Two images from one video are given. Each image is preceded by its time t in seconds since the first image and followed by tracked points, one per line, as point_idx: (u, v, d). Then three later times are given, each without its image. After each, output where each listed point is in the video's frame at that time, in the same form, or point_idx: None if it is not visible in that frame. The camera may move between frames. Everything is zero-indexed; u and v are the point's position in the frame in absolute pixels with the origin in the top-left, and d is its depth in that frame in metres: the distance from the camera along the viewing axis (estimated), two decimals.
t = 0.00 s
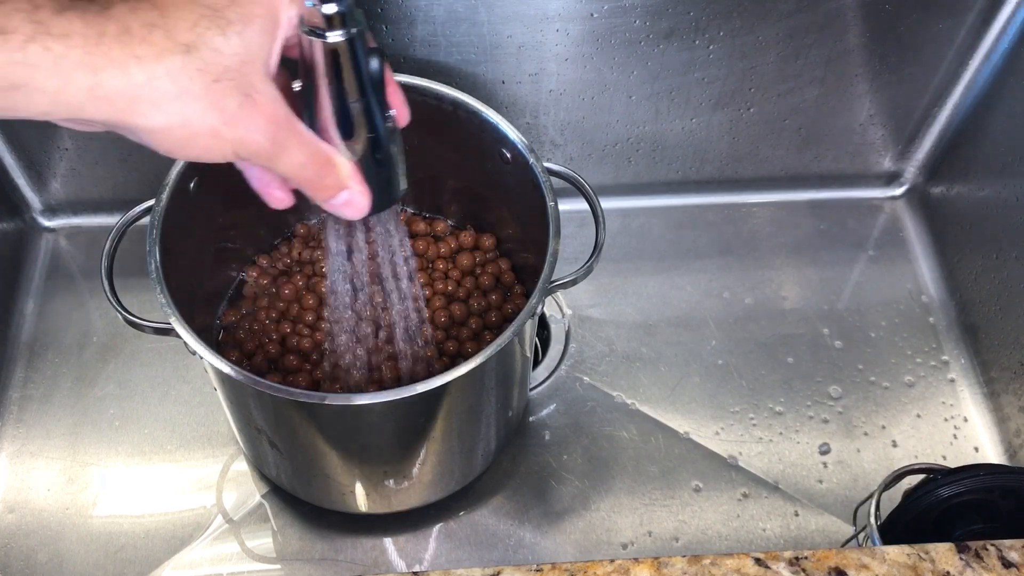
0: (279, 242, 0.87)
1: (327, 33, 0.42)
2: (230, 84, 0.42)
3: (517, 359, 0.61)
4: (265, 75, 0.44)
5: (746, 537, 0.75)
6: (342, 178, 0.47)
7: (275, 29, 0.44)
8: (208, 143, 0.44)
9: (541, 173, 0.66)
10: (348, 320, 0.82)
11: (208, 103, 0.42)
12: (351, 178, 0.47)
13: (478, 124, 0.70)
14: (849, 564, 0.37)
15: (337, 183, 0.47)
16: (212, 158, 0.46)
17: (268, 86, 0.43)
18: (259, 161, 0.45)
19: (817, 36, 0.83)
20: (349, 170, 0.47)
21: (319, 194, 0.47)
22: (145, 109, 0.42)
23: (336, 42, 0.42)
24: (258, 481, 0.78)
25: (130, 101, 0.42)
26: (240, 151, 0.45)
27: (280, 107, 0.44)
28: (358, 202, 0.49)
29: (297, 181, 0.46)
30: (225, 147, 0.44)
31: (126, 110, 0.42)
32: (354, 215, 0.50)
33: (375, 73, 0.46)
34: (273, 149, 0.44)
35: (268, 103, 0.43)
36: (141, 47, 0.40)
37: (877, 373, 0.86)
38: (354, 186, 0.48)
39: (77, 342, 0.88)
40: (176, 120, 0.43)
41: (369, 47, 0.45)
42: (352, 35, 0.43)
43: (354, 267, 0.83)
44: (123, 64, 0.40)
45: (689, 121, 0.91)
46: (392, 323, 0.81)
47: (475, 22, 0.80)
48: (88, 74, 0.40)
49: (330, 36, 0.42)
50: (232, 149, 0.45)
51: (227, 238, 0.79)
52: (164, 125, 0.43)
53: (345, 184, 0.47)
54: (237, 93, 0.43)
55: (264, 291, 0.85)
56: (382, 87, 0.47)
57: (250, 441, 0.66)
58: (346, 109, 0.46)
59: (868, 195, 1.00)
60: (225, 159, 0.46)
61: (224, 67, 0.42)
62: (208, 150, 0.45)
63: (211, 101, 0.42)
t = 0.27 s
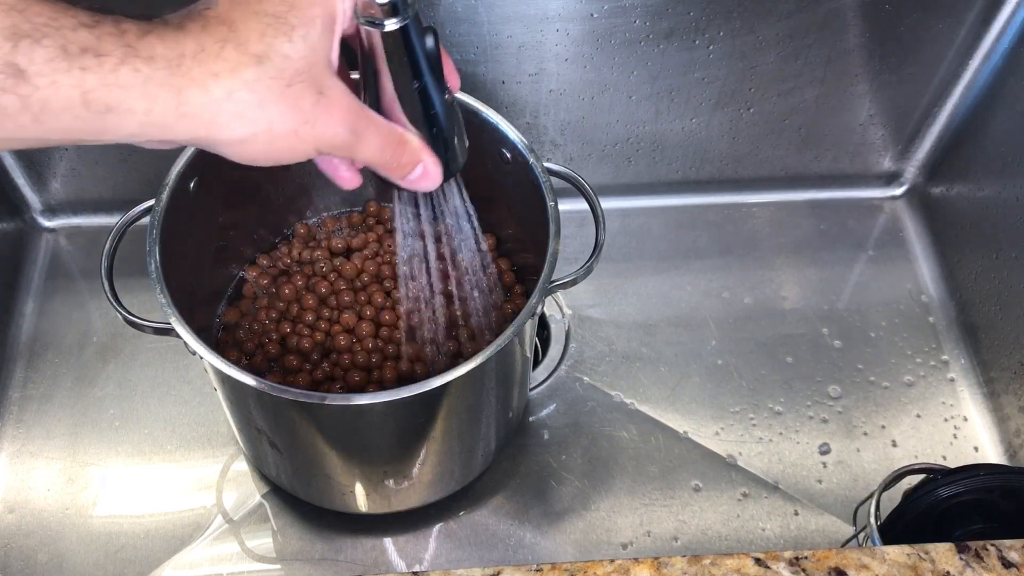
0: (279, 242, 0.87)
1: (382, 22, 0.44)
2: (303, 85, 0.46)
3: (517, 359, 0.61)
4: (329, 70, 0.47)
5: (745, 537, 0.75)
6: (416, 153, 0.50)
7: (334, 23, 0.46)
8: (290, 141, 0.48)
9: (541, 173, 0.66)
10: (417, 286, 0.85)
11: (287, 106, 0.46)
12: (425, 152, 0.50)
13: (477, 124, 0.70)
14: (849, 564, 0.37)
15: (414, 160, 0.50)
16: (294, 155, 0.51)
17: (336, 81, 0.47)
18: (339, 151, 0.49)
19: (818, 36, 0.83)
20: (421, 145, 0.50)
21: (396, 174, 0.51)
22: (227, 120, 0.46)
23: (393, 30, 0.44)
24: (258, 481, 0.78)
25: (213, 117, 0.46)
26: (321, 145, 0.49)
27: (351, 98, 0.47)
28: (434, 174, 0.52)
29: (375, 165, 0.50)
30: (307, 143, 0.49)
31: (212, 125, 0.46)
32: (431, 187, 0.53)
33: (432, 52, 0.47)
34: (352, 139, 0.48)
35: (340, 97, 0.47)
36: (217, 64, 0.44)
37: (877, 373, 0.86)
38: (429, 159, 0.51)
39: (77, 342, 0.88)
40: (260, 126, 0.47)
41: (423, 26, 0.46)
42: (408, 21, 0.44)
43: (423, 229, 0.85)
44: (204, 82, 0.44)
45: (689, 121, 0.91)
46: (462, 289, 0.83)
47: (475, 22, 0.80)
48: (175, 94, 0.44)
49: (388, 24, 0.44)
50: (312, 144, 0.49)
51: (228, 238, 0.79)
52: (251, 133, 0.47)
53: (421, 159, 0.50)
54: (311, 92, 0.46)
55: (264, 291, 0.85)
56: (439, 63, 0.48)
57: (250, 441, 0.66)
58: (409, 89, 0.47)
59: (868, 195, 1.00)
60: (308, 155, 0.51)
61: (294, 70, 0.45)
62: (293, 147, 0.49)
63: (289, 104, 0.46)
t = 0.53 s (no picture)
0: (279, 242, 0.87)
1: None
2: (297, 58, 0.50)
3: (517, 359, 0.61)
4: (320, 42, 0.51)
5: (746, 537, 0.75)
6: (401, 109, 0.53)
7: None
8: (287, 113, 0.52)
9: (541, 173, 0.66)
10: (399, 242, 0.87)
11: (283, 79, 0.50)
12: (409, 110, 0.53)
13: (477, 124, 0.70)
14: (849, 564, 0.37)
15: (399, 117, 0.53)
16: (293, 126, 0.54)
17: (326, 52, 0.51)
18: (332, 118, 0.53)
19: (818, 36, 0.83)
20: (405, 103, 0.53)
21: (385, 134, 0.54)
22: (229, 96, 0.50)
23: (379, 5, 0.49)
24: (258, 481, 0.78)
25: (215, 93, 0.50)
26: (315, 114, 0.52)
27: (339, 65, 0.51)
28: (420, 132, 0.55)
29: (367, 127, 0.53)
30: (303, 112, 0.52)
31: (214, 101, 0.51)
32: (419, 144, 0.56)
33: (414, 20, 0.50)
34: (343, 104, 0.51)
35: (330, 65, 0.50)
36: (217, 45, 0.49)
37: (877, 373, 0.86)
38: (414, 116, 0.53)
39: (77, 342, 0.88)
40: (259, 100, 0.51)
41: None
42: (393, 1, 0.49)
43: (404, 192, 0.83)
44: (204, 61, 0.49)
45: (689, 121, 0.91)
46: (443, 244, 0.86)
47: (475, 22, 0.80)
48: (178, 74, 0.49)
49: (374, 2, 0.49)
50: (308, 114, 0.52)
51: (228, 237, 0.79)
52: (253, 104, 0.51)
53: (406, 116, 0.53)
54: (304, 63, 0.50)
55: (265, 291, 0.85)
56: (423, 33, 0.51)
57: (250, 441, 0.66)
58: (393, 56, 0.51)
59: (868, 195, 1.00)
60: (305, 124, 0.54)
61: (288, 46, 0.49)
62: (291, 119, 0.53)
63: (285, 77, 0.50)
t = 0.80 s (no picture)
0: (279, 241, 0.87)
1: None
2: (268, 40, 0.47)
3: (517, 359, 0.61)
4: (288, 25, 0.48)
5: (746, 537, 0.75)
6: (364, 98, 0.50)
7: None
8: (254, 97, 0.49)
9: (541, 173, 0.66)
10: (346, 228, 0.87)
11: (254, 62, 0.47)
12: (371, 98, 0.51)
13: (477, 123, 0.70)
14: (849, 564, 0.37)
15: (363, 106, 0.51)
16: (256, 111, 0.51)
17: (295, 36, 0.48)
18: (298, 104, 0.50)
19: (818, 36, 0.83)
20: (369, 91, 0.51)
21: (348, 121, 0.51)
22: (198, 77, 0.47)
23: None
24: (258, 481, 0.78)
25: (186, 73, 0.47)
26: (283, 100, 0.49)
27: (307, 49, 0.48)
28: (381, 119, 0.53)
29: (331, 116, 0.51)
30: (270, 98, 0.49)
31: (182, 80, 0.47)
32: (378, 132, 0.54)
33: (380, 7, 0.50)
34: (312, 92, 0.48)
35: (300, 49, 0.48)
36: (188, 24, 0.46)
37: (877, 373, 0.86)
38: (375, 104, 0.51)
39: (77, 342, 0.88)
40: (228, 83, 0.48)
41: None
42: None
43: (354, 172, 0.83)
44: (176, 40, 0.46)
45: (689, 121, 0.91)
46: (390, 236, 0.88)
47: (475, 22, 0.80)
48: (149, 53, 0.46)
49: None
50: (277, 99, 0.49)
51: (227, 237, 0.79)
52: (218, 87, 0.48)
53: (369, 105, 0.51)
54: (275, 46, 0.47)
55: (264, 291, 0.84)
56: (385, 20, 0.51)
57: (250, 441, 0.66)
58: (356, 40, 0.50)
59: (868, 195, 1.00)
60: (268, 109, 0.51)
61: (260, 29, 0.46)
62: (258, 104, 0.49)
63: (256, 60, 0.47)
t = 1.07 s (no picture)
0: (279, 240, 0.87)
1: None
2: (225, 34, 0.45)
3: (517, 359, 0.61)
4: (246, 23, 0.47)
5: (746, 537, 0.75)
6: (322, 105, 0.50)
7: None
8: (207, 93, 0.47)
9: (541, 173, 0.66)
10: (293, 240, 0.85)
11: (209, 55, 0.45)
12: (328, 106, 0.50)
13: (477, 123, 0.70)
14: (849, 564, 0.37)
15: (320, 112, 0.50)
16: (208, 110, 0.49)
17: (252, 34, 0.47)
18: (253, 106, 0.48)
19: (817, 36, 0.83)
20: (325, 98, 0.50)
21: (303, 129, 0.50)
22: (150, 67, 0.45)
23: None
24: (258, 481, 0.78)
25: (138, 62, 0.45)
26: (237, 98, 0.47)
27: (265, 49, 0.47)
28: (337, 128, 0.52)
29: (285, 121, 0.49)
30: (225, 96, 0.47)
31: (134, 70, 0.45)
32: (332, 142, 0.53)
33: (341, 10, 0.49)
34: (270, 91, 0.47)
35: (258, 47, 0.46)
36: (144, 11, 0.44)
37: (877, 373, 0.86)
38: (332, 113, 0.51)
39: (77, 342, 0.88)
40: (181, 75, 0.45)
41: None
42: None
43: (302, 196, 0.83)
44: (130, 27, 0.44)
45: (689, 121, 0.91)
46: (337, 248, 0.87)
47: (475, 22, 0.80)
48: (100, 39, 0.44)
49: None
50: (232, 97, 0.47)
51: (227, 237, 0.79)
52: (170, 80, 0.46)
53: (326, 112, 0.50)
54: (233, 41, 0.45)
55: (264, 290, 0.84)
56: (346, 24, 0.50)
57: (250, 441, 0.66)
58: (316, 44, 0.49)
59: (868, 195, 1.00)
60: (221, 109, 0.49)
61: (217, 22, 0.45)
62: (210, 101, 0.47)
63: (213, 52, 0.45)
